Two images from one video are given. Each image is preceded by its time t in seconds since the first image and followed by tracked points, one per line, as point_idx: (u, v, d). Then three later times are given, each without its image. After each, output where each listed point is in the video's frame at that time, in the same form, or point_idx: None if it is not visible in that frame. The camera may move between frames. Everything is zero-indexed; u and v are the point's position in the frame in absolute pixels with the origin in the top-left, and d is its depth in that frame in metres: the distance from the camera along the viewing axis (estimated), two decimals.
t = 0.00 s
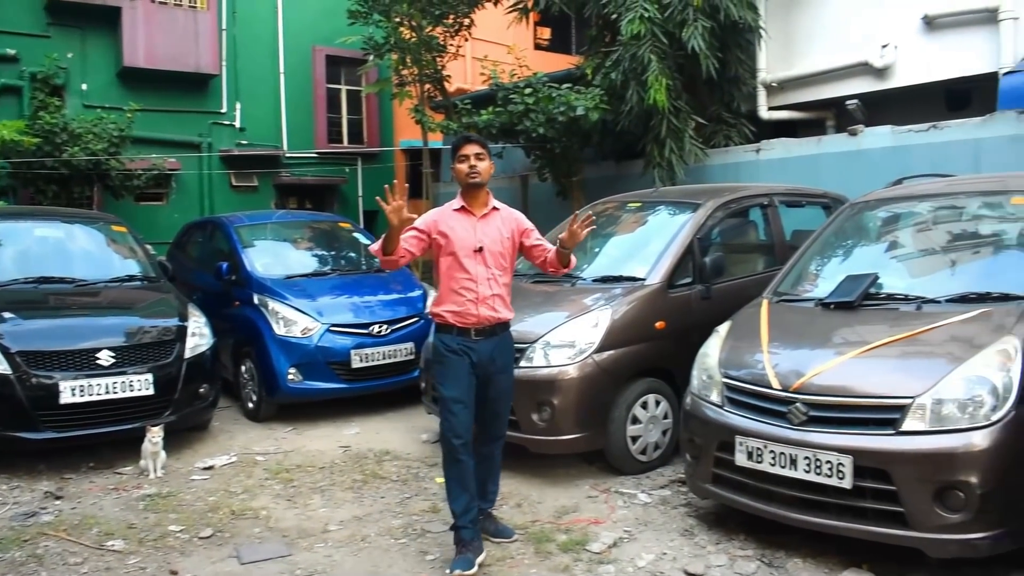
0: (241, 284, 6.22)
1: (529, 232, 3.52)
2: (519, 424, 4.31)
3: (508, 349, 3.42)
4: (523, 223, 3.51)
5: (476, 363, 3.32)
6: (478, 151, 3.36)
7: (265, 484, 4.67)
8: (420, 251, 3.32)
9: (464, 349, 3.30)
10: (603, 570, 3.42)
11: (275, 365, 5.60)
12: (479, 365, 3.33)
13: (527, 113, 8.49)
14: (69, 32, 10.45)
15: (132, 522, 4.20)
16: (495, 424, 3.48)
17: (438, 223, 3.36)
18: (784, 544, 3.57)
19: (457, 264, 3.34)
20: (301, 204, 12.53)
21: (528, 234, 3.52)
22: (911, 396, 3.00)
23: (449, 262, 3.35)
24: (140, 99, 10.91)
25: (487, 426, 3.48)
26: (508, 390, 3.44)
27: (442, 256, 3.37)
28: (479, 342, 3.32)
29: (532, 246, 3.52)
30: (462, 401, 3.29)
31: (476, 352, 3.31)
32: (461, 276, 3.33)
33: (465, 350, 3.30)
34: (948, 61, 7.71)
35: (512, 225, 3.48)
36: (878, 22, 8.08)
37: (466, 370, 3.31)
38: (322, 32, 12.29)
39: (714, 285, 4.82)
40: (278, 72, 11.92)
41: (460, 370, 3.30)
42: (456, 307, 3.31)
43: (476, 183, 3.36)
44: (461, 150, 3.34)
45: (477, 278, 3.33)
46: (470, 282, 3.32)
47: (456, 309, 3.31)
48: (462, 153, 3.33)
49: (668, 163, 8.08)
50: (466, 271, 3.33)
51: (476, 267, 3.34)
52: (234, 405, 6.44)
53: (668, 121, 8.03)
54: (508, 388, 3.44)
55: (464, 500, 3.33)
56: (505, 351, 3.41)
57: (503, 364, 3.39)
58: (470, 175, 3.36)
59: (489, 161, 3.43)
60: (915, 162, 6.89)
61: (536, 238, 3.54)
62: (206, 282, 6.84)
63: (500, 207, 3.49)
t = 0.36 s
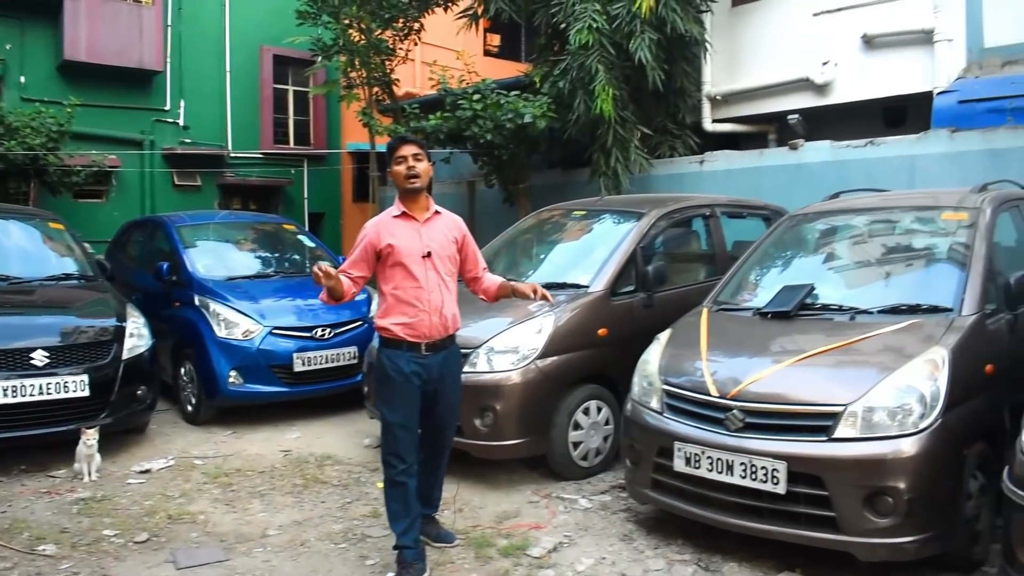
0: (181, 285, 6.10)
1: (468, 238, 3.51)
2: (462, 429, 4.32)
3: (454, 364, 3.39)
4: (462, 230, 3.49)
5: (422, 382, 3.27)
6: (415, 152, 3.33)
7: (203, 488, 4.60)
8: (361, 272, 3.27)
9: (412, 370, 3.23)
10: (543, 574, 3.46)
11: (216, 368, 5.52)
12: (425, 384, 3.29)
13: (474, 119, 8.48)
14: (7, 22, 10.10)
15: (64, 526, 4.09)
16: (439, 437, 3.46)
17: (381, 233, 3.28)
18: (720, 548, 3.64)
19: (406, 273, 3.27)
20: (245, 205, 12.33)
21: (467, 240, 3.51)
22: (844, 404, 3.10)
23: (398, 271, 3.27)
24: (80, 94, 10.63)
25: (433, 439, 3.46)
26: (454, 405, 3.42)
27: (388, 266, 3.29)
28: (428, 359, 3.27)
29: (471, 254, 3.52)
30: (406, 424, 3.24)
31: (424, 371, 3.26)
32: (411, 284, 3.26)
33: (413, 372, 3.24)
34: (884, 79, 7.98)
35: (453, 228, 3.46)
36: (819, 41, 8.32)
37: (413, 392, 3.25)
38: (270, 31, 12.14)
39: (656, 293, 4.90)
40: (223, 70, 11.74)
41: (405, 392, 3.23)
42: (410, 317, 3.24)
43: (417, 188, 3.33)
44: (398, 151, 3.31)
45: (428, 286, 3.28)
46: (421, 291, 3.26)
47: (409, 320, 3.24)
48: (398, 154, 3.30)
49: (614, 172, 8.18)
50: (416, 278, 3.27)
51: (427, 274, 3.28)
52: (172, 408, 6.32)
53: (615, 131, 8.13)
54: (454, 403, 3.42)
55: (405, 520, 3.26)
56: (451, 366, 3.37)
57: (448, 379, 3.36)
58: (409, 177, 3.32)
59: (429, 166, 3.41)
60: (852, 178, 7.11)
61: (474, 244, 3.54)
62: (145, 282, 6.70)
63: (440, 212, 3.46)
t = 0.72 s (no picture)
0: (185, 287, 6.17)
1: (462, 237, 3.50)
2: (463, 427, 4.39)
3: (454, 364, 3.35)
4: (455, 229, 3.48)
5: (418, 383, 3.26)
6: (407, 151, 3.29)
7: (208, 486, 4.66)
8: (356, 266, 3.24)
9: (405, 372, 3.22)
10: (542, 568, 3.51)
11: (220, 368, 5.58)
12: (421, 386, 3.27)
13: (474, 122, 8.55)
14: (10, 28, 10.18)
15: (73, 523, 4.15)
16: (455, 441, 3.35)
17: (375, 232, 3.27)
18: (717, 543, 3.69)
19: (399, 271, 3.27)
20: (247, 208, 12.41)
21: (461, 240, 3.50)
22: (836, 401, 3.15)
23: (391, 271, 3.26)
24: (83, 99, 10.71)
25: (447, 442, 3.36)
26: (460, 406, 3.34)
27: (381, 264, 3.27)
28: (424, 360, 3.25)
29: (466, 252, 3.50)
30: (400, 426, 3.25)
31: (418, 372, 3.24)
32: (405, 285, 3.26)
33: (406, 374, 3.22)
34: (881, 81, 8.04)
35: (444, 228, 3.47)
36: (815, 43, 8.39)
37: (407, 394, 3.24)
38: (271, 36, 12.21)
39: (653, 293, 4.96)
40: (225, 75, 11.81)
41: (399, 394, 3.23)
42: (404, 318, 3.23)
43: (411, 186, 3.32)
44: (390, 150, 3.29)
45: (421, 286, 3.27)
46: (414, 291, 3.26)
47: (402, 321, 3.23)
48: (391, 154, 3.27)
49: (612, 173, 8.25)
50: (410, 277, 3.27)
51: (420, 275, 3.28)
52: (176, 409, 6.39)
53: (613, 133, 8.20)
54: (460, 404, 3.34)
55: (405, 522, 3.32)
56: (448, 362, 3.33)
57: (448, 380, 3.32)
58: (403, 176, 3.31)
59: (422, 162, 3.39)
60: (849, 178, 7.17)
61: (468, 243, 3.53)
62: (149, 285, 6.77)
63: (432, 212, 3.46)
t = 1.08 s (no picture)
0: (210, 284, 6.29)
1: (486, 228, 3.30)
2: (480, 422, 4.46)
3: (485, 360, 3.24)
4: (478, 220, 3.30)
5: (443, 379, 3.22)
6: (428, 150, 3.20)
7: (230, 477, 4.76)
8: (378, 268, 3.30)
9: (429, 367, 3.21)
10: (554, 558, 3.56)
11: (243, 363, 5.69)
12: (447, 382, 3.23)
13: (495, 122, 8.61)
14: (42, 31, 10.41)
15: (100, 511, 4.26)
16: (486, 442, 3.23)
17: (389, 236, 3.29)
18: (728, 537, 3.73)
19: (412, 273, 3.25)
20: (271, 207, 12.58)
21: (487, 231, 3.30)
22: (845, 398, 3.18)
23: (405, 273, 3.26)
24: (112, 100, 10.91)
25: (478, 444, 3.25)
26: (489, 404, 3.22)
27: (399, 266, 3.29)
28: (447, 356, 3.21)
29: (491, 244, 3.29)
30: (424, 421, 3.26)
31: (442, 368, 3.20)
32: (418, 286, 3.24)
33: (429, 371, 3.21)
34: (903, 82, 8.01)
35: (469, 222, 3.32)
36: (836, 44, 8.37)
37: (431, 389, 3.23)
38: (295, 37, 12.34)
39: (669, 292, 5.00)
40: (250, 76, 11.96)
41: (423, 390, 3.23)
42: (419, 319, 3.23)
43: (427, 186, 3.23)
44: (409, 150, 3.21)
45: (433, 287, 3.22)
46: (426, 292, 3.22)
47: (419, 322, 3.23)
48: (414, 153, 3.18)
49: (632, 173, 8.29)
50: (422, 279, 3.23)
51: (432, 275, 3.23)
52: (201, 402, 6.52)
53: (633, 133, 8.25)
54: (489, 403, 3.22)
55: (422, 512, 3.37)
56: (477, 360, 3.23)
57: (476, 376, 3.22)
58: (423, 176, 3.21)
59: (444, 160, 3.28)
60: (869, 179, 7.15)
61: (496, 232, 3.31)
62: (175, 282, 6.90)
63: (457, 206, 3.33)
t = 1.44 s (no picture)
0: (195, 257, 6.30)
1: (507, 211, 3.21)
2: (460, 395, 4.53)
3: (494, 345, 3.23)
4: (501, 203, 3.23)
5: (449, 360, 3.23)
6: (452, 128, 3.16)
7: (213, 448, 4.81)
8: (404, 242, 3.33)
9: (436, 348, 3.21)
10: (529, 529, 3.64)
11: (227, 336, 5.72)
12: (452, 363, 3.24)
13: (482, 99, 8.61)
14: None
15: (83, 480, 4.31)
16: (484, 427, 3.25)
17: (417, 212, 3.33)
18: (699, 510, 3.82)
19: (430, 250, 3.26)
20: (257, 181, 12.51)
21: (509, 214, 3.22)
22: (812, 375, 3.26)
23: (424, 249, 3.28)
24: (97, 71, 10.82)
25: (477, 428, 3.27)
26: (492, 390, 3.23)
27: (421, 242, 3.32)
28: (454, 338, 3.21)
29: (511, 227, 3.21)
30: (424, 398, 3.28)
31: (448, 350, 3.21)
32: (432, 263, 3.24)
33: (436, 351, 3.21)
34: (886, 67, 8.03)
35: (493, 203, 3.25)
36: (821, 26, 8.41)
37: (436, 369, 3.23)
38: (283, 10, 12.24)
39: (649, 270, 5.06)
40: (237, 48, 11.87)
41: (427, 368, 3.24)
42: (428, 296, 3.23)
43: (453, 164, 3.21)
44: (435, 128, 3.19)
45: (446, 265, 3.21)
46: (438, 270, 3.22)
47: (428, 299, 3.23)
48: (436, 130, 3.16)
49: (616, 153, 8.34)
50: (437, 255, 3.23)
51: (445, 253, 3.22)
52: (185, 374, 6.54)
53: (618, 113, 8.29)
54: (492, 389, 3.23)
55: (404, 483, 3.43)
56: (485, 345, 3.21)
57: (481, 361, 3.21)
58: (447, 154, 3.19)
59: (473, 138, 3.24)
60: (851, 161, 7.22)
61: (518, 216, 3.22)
62: (159, 255, 6.90)
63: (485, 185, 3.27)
